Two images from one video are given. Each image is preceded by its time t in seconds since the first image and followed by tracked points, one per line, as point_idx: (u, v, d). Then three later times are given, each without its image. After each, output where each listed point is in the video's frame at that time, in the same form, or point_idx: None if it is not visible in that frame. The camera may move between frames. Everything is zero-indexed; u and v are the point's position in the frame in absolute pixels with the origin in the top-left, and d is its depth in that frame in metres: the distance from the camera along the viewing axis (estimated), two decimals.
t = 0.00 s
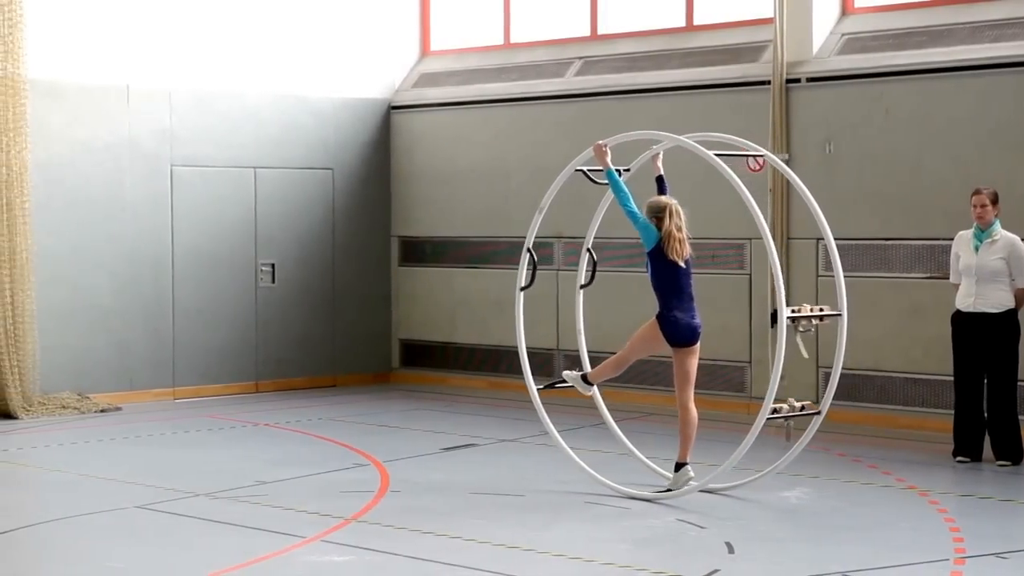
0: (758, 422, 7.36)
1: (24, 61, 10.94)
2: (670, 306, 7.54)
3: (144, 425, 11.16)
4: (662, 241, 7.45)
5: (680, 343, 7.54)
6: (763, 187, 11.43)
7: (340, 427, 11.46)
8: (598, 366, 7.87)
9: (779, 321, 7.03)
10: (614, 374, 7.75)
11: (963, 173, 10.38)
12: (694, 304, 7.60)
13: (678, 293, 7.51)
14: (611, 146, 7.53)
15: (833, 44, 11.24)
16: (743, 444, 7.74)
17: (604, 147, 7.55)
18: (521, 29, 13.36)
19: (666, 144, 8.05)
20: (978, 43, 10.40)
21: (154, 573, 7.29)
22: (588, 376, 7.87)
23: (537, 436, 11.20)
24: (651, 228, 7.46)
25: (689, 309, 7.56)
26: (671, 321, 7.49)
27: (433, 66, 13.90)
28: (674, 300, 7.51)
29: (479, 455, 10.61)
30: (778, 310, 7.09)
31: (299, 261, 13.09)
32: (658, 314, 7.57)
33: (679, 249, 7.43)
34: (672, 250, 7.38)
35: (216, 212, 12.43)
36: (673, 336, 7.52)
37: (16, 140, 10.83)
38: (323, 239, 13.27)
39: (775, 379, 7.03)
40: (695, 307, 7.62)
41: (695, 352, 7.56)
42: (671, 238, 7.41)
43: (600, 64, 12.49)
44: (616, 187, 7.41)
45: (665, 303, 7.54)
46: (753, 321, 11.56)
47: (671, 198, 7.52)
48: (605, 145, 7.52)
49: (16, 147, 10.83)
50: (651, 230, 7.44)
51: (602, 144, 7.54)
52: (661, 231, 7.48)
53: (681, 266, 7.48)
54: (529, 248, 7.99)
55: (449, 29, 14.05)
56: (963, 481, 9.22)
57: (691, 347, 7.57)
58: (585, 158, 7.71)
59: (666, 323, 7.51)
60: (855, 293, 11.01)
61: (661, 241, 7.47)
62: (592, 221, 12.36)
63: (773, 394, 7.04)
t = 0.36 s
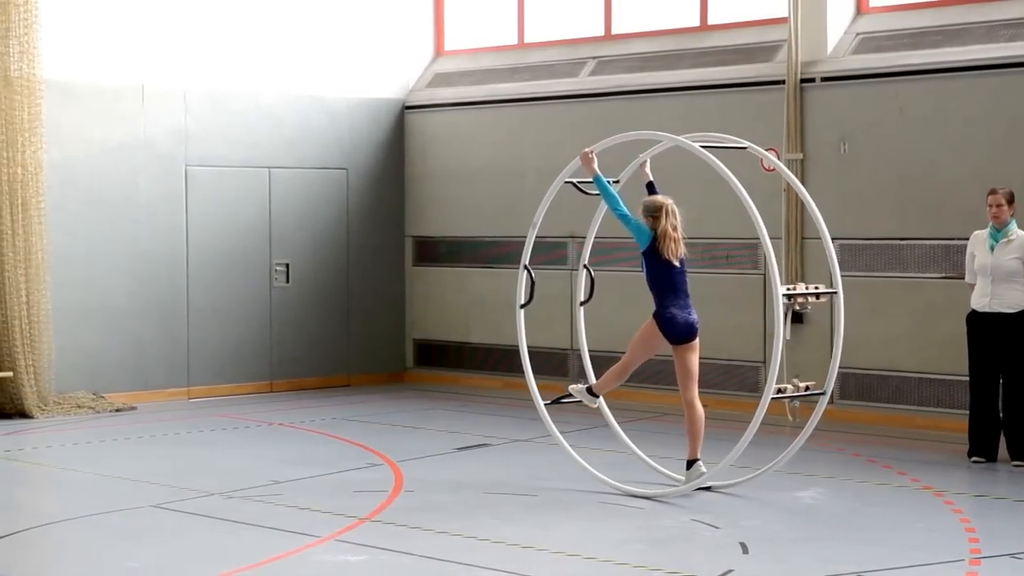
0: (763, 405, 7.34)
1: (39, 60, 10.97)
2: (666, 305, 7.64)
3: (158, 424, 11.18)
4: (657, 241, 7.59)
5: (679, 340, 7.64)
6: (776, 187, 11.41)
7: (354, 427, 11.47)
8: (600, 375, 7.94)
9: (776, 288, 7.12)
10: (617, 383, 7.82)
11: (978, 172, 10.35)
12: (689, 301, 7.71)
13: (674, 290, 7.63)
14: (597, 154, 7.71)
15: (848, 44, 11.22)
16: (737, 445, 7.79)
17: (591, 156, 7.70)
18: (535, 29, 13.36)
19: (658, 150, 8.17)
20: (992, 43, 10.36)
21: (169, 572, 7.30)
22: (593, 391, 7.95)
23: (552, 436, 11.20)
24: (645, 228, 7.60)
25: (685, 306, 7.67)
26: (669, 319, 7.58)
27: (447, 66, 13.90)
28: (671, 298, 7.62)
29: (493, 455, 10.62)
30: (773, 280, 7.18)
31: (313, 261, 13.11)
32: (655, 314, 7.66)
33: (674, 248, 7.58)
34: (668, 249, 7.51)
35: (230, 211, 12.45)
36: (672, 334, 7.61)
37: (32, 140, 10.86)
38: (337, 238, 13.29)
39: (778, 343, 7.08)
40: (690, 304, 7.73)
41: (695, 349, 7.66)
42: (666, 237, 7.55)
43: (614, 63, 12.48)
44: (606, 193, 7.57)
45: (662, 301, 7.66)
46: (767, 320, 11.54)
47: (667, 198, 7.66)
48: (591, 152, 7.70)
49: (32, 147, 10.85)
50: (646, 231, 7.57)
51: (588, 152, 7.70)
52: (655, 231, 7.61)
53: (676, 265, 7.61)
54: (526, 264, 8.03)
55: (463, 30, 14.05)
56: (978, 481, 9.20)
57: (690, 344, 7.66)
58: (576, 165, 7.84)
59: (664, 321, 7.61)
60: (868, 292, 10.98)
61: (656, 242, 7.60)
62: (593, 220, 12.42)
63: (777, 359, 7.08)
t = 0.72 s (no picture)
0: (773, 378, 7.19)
1: (66, 61, 11.03)
2: (671, 302, 7.68)
3: (183, 423, 11.22)
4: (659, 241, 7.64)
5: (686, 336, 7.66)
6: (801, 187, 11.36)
7: (378, 426, 11.48)
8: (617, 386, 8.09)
9: (775, 248, 7.11)
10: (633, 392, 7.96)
11: (1004, 172, 10.30)
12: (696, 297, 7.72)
13: (679, 289, 7.67)
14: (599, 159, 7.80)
15: (874, 43, 11.18)
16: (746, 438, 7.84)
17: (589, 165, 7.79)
18: (559, 29, 13.36)
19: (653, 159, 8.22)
20: (1019, 42, 10.31)
21: (197, 570, 7.32)
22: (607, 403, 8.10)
23: (577, 436, 11.19)
24: (647, 229, 7.66)
25: (691, 304, 7.70)
26: (674, 316, 7.62)
27: (472, 66, 13.91)
28: (675, 296, 7.65)
29: (519, 454, 10.62)
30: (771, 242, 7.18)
31: (337, 260, 13.12)
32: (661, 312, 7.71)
33: (677, 248, 7.60)
34: (669, 249, 7.55)
35: (255, 211, 12.48)
36: (679, 331, 7.65)
37: (59, 140, 10.91)
38: (361, 238, 13.31)
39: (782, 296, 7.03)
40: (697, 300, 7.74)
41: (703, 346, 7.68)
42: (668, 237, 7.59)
43: (639, 63, 12.47)
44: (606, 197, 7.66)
45: (668, 300, 7.70)
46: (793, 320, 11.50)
47: (671, 199, 7.69)
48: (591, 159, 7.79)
49: (58, 147, 10.89)
50: (649, 231, 7.63)
51: (585, 161, 7.79)
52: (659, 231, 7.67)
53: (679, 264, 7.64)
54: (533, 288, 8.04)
55: (488, 29, 14.06)
56: (1006, 483, 9.15)
57: (698, 339, 7.67)
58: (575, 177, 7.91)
59: (670, 318, 7.65)
60: (895, 292, 10.93)
61: (659, 241, 7.65)
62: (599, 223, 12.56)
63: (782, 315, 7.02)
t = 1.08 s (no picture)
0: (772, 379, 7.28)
1: (87, 61, 11.07)
2: (671, 301, 7.85)
3: (203, 423, 11.25)
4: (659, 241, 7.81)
5: (689, 335, 7.83)
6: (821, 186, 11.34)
7: (398, 426, 11.50)
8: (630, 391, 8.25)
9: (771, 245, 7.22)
10: (644, 396, 8.09)
11: None
12: (694, 295, 7.90)
13: (678, 287, 7.84)
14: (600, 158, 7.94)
15: (895, 42, 11.14)
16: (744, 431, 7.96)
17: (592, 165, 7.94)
18: (579, 28, 13.35)
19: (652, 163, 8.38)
20: None
21: (219, 569, 7.34)
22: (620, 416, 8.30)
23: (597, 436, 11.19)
24: (648, 229, 7.82)
25: (691, 301, 7.87)
26: (673, 313, 7.78)
27: (492, 65, 13.91)
28: (674, 295, 7.82)
29: (539, 454, 10.62)
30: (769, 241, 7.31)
31: (357, 260, 13.14)
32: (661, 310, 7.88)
33: (677, 249, 7.78)
34: (670, 250, 7.72)
35: (275, 210, 12.50)
36: (679, 328, 7.81)
37: (80, 140, 10.94)
38: (380, 238, 13.32)
39: (783, 305, 7.12)
40: (696, 298, 7.91)
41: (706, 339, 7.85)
42: (668, 238, 7.76)
43: (658, 62, 12.46)
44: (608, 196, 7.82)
45: (668, 297, 7.87)
46: (813, 320, 11.48)
47: (672, 199, 7.85)
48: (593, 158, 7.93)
49: (80, 147, 10.92)
50: (649, 231, 7.80)
51: (588, 162, 7.94)
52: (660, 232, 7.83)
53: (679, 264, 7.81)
54: (535, 311, 8.17)
55: (508, 29, 14.06)
56: None
57: (700, 334, 7.84)
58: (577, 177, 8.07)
59: (670, 317, 7.81)
60: (917, 293, 10.88)
61: (660, 242, 7.81)
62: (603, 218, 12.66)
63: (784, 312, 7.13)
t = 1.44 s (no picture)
0: (773, 362, 7.35)
1: (112, 61, 11.11)
2: (672, 298, 8.01)
3: (226, 422, 11.28)
4: (665, 239, 7.96)
5: (691, 332, 7.99)
6: (845, 186, 11.30)
7: (421, 426, 11.51)
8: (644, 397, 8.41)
9: (761, 227, 7.29)
10: (658, 400, 8.23)
11: None
12: (696, 294, 8.06)
13: (680, 284, 8.01)
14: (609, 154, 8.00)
15: (919, 42, 11.09)
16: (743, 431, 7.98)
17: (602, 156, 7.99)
18: (601, 28, 13.34)
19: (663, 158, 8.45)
20: None
21: (243, 568, 7.35)
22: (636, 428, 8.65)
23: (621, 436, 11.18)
24: (654, 227, 7.98)
25: (692, 299, 8.04)
26: (675, 309, 7.95)
27: (515, 65, 13.92)
28: (676, 292, 7.99)
29: (563, 454, 10.62)
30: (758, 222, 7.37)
31: (380, 260, 13.16)
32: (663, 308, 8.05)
33: (682, 248, 7.94)
34: (676, 248, 7.89)
35: (299, 210, 12.52)
36: (680, 325, 7.98)
37: (105, 141, 10.98)
38: (403, 237, 13.33)
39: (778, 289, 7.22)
40: (698, 296, 8.08)
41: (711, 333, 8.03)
42: (675, 237, 7.92)
43: (681, 62, 12.45)
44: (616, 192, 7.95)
45: (669, 294, 8.03)
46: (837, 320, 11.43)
47: (679, 198, 8.01)
48: (603, 153, 7.98)
49: (105, 147, 10.96)
50: (656, 229, 7.95)
51: (599, 153, 7.98)
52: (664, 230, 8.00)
53: (681, 263, 7.98)
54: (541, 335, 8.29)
55: (531, 29, 14.06)
56: None
57: (704, 330, 8.02)
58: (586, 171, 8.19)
59: (671, 314, 7.97)
60: (941, 293, 10.82)
61: (665, 240, 7.98)
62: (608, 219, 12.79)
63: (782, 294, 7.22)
